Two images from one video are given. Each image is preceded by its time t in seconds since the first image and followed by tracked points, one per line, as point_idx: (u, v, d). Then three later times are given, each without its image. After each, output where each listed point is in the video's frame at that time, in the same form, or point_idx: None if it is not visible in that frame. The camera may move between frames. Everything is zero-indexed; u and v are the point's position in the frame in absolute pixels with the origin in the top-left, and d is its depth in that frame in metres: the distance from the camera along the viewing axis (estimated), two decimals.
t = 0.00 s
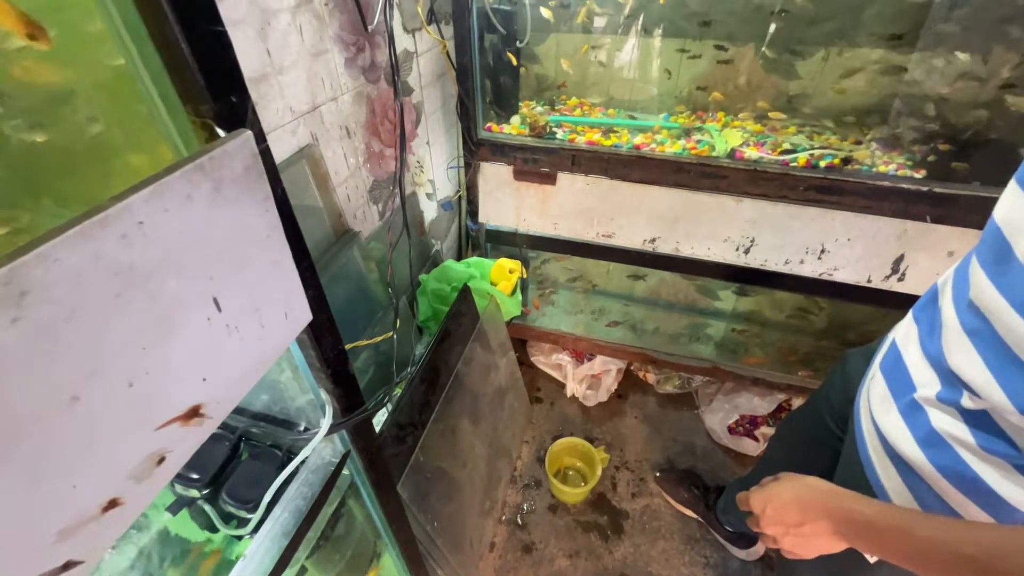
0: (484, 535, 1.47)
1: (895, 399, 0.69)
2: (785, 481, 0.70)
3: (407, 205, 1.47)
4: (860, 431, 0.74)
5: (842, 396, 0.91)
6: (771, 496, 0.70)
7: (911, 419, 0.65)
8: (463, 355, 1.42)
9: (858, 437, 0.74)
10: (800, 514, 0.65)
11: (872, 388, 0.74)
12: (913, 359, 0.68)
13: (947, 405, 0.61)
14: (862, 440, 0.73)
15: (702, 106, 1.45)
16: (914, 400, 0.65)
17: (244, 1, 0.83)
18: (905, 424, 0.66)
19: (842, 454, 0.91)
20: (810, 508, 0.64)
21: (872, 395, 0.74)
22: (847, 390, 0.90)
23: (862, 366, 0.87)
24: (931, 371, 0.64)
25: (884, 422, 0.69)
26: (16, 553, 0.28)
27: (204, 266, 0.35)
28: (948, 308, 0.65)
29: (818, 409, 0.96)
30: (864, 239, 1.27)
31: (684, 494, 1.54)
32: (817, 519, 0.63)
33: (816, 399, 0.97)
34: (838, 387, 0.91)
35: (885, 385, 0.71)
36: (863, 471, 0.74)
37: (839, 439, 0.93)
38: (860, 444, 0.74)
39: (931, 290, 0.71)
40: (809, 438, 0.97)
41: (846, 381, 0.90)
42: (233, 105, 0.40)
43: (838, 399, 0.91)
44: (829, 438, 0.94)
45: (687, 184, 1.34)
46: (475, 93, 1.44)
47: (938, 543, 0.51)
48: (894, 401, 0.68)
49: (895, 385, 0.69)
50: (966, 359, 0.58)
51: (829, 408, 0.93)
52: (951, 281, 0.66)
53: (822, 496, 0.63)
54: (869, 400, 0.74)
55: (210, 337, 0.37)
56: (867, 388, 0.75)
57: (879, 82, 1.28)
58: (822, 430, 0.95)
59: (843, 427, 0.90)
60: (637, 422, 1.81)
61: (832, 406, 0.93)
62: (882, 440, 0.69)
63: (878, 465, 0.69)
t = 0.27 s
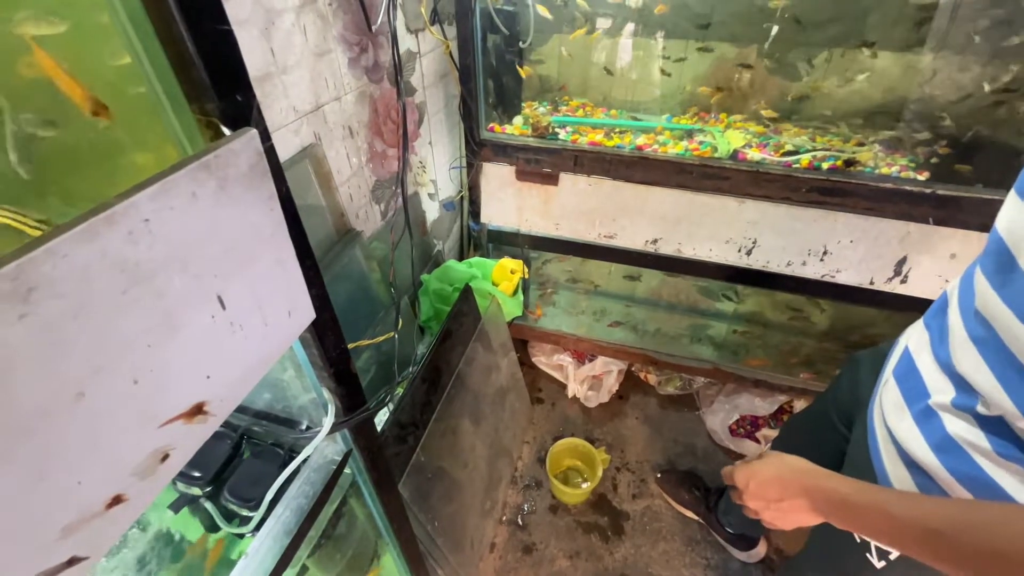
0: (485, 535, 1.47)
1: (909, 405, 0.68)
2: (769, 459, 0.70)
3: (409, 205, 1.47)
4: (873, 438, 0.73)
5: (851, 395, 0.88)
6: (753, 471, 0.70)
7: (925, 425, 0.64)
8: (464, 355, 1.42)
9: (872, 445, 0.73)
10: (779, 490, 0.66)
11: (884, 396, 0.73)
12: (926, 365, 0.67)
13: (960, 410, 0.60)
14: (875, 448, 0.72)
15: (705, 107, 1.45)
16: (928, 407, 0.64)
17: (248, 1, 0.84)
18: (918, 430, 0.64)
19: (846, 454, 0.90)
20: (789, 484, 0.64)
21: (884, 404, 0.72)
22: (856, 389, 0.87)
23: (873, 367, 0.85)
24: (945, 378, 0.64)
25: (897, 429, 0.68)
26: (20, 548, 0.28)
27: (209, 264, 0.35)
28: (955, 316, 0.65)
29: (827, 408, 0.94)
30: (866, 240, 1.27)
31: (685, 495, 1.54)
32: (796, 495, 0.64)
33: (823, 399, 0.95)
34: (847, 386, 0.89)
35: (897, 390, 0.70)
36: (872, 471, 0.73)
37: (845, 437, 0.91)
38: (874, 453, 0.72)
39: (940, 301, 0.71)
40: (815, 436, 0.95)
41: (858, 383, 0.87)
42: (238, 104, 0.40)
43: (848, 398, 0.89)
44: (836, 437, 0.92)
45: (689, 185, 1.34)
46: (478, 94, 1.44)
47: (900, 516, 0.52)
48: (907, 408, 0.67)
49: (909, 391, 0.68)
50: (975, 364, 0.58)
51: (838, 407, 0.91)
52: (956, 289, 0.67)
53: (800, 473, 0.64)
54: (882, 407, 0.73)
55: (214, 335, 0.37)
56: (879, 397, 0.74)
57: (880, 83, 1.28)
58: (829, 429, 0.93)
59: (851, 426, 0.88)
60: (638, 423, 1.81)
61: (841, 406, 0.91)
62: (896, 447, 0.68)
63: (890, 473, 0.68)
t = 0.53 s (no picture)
0: (485, 534, 1.47)
1: (923, 410, 0.67)
2: (775, 476, 0.68)
3: (410, 204, 1.47)
4: (887, 444, 0.71)
5: (859, 394, 0.88)
6: (759, 492, 0.68)
7: (938, 428, 0.63)
8: (465, 354, 1.42)
9: (885, 451, 0.71)
10: (787, 510, 0.63)
11: (898, 401, 0.72)
12: (938, 369, 0.66)
13: (973, 412, 0.59)
14: (890, 454, 0.70)
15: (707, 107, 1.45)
16: (942, 412, 0.63)
17: None
18: (931, 433, 0.63)
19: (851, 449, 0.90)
20: (797, 503, 0.62)
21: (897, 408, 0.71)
22: (865, 388, 0.86)
23: (882, 364, 0.85)
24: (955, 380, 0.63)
25: (910, 432, 0.67)
26: (18, 544, 0.28)
27: (208, 260, 0.35)
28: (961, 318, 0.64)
29: (835, 405, 0.93)
30: (869, 240, 1.26)
31: (685, 495, 1.53)
32: (804, 515, 0.61)
33: (830, 395, 0.95)
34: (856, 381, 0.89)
35: (912, 396, 0.69)
36: (880, 473, 0.72)
37: (850, 435, 0.91)
38: (887, 460, 0.70)
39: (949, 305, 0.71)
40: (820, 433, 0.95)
41: (866, 381, 0.86)
42: (239, 101, 0.40)
43: (857, 397, 0.88)
44: (842, 433, 0.92)
45: (691, 184, 1.33)
46: (479, 93, 1.44)
47: (912, 535, 0.50)
48: (922, 413, 0.66)
49: (922, 396, 0.68)
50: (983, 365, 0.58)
51: (846, 404, 0.91)
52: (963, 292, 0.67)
53: (808, 492, 0.61)
54: (895, 411, 0.72)
55: (214, 331, 0.37)
56: (893, 401, 0.73)
57: (883, 83, 1.27)
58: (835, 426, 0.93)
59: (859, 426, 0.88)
60: (639, 423, 1.81)
61: (850, 404, 0.90)
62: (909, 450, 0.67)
63: (903, 475, 0.66)
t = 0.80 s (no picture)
0: (485, 534, 1.47)
1: (930, 410, 0.66)
2: (778, 501, 0.69)
3: (411, 203, 1.47)
4: (897, 444, 0.71)
5: (866, 391, 0.87)
6: (764, 515, 0.69)
7: (945, 428, 0.63)
8: (466, 354, 1.42)
9: (894, 451, 0.71)
10: (790, 532, 0.65)
11: (906, 402, 0.72)
12: (945, 369, 0.66)
13: (980, 411, 0.59)
14: (899, 454, 0.70)
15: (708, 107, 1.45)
16: (949, 412, 0.63)
17: None
18: (938, 433, 0.63)
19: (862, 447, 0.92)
20: (799, 526, 0.63)
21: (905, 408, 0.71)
22: (872, 386, 0.86)
23: (889, 366, 0.83)
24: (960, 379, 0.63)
25: (918, 433, 0.66)
26: (17, 544, 0.28)
27: (209, 260, 0.35)
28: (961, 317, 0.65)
29: (843, 402, 0.93)
30: (870, 241, 1.26)
31: (686, 495, 1.53)
32: (806, 537, 0.63)
33: (837, 394, 0.94)
34: (865, 385, 0.87)
35: (919, 396, 0.69)
36: (889, 473, 0.71)
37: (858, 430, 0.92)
38: (897, 459, 0.70)
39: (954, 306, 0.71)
40: (826, 428, 0.96)
41: (874, 382, 0.86)
42: (239, 100, 0.40)
43: (864, 395, 0.88)
44: (850, 432, 0.92)
45: (692, 184, 1.33)
46: (480, 92, 1.44)
47: (904, 554, 0.51)
48: (929, 413, 0.66)
49: (930, 396, 0.67)
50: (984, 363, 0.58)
51: (855, 402, 0.90)
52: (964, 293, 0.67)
53: (809, 514, 0.63)
54: (903, 412, 0.71)
55: (214, 331, 0.37)
56: (901, 402, 0.73)
57: (885, 83, 1.27)
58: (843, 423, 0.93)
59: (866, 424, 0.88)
60: (640, 423, 1.81)
61: (858, 400, 0.90)
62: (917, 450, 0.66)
63: (909, 476, 0.66)
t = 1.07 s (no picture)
0: (487, 533, 1.47)
1: (929, 403, 0.66)
2: (792, 512, 0.68)
3: (413, 203, 1.47)
4: (896, 436, 0.71)
5: (866, 387, 0.88)
6: (779, 526, 0.68)
7: (944, 419, 0.63)
8: (467, 354, 1.42)
9: (894, 443, 0.71)
10: (805, 543, 0.63)
11: (904, 396, 0.71)
12: (944, 363, 0.66)
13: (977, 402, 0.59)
14: (898, 445, 0.69)
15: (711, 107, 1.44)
16: (947, 404, 0.63)
17: None
18: (937, 425, 0.63)
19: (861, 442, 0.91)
20: (815, 535, 0.62)
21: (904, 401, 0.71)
22: (872, 381, 0.87)
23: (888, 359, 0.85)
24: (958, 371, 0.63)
25: (917, 425, 0.66)
26: (20, 543, 0.28)
27: (211, 260, 0.35)
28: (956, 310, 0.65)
29: (842, 399, 0.93)
30: (873, 241, 1.25)
31: (687, 495, 1.53)
32: (821, 547, 0.61)
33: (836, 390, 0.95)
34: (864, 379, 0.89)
35: (918, 389, 0.69)
36: (890, 464, 0.71)
37: (858, 427, 0.91)
38: (897, 451, 0.70)
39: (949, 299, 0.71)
40: (826, 427, 0.95)
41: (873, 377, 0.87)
42: (242, 100, 0.40)
43: (864, 391, 0.88)
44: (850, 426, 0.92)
45: (694, 184, 1.33)
46: (482, 92, 1.44)
47: (930, 557, 0.49)
48: (928, 405, 0.66)
49: (929, 389, 0.67)
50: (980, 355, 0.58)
51: (855, 398, 0.90)
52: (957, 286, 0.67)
53: (824, 523, 0.62)
54: (903, 405, 0.71)
55: (216, 331, 0.37)
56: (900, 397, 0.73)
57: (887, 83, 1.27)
58: (843, 419, 0.93)
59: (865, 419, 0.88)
60: (641, 423, 1.81)
61: (857, 396, 0.90)
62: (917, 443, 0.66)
63: (911, 468, 0.66)
